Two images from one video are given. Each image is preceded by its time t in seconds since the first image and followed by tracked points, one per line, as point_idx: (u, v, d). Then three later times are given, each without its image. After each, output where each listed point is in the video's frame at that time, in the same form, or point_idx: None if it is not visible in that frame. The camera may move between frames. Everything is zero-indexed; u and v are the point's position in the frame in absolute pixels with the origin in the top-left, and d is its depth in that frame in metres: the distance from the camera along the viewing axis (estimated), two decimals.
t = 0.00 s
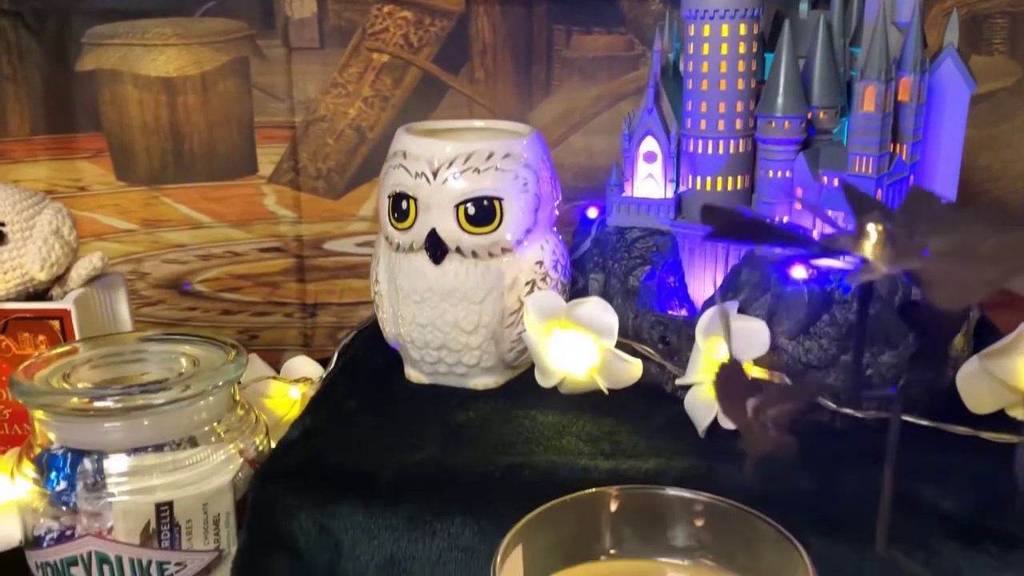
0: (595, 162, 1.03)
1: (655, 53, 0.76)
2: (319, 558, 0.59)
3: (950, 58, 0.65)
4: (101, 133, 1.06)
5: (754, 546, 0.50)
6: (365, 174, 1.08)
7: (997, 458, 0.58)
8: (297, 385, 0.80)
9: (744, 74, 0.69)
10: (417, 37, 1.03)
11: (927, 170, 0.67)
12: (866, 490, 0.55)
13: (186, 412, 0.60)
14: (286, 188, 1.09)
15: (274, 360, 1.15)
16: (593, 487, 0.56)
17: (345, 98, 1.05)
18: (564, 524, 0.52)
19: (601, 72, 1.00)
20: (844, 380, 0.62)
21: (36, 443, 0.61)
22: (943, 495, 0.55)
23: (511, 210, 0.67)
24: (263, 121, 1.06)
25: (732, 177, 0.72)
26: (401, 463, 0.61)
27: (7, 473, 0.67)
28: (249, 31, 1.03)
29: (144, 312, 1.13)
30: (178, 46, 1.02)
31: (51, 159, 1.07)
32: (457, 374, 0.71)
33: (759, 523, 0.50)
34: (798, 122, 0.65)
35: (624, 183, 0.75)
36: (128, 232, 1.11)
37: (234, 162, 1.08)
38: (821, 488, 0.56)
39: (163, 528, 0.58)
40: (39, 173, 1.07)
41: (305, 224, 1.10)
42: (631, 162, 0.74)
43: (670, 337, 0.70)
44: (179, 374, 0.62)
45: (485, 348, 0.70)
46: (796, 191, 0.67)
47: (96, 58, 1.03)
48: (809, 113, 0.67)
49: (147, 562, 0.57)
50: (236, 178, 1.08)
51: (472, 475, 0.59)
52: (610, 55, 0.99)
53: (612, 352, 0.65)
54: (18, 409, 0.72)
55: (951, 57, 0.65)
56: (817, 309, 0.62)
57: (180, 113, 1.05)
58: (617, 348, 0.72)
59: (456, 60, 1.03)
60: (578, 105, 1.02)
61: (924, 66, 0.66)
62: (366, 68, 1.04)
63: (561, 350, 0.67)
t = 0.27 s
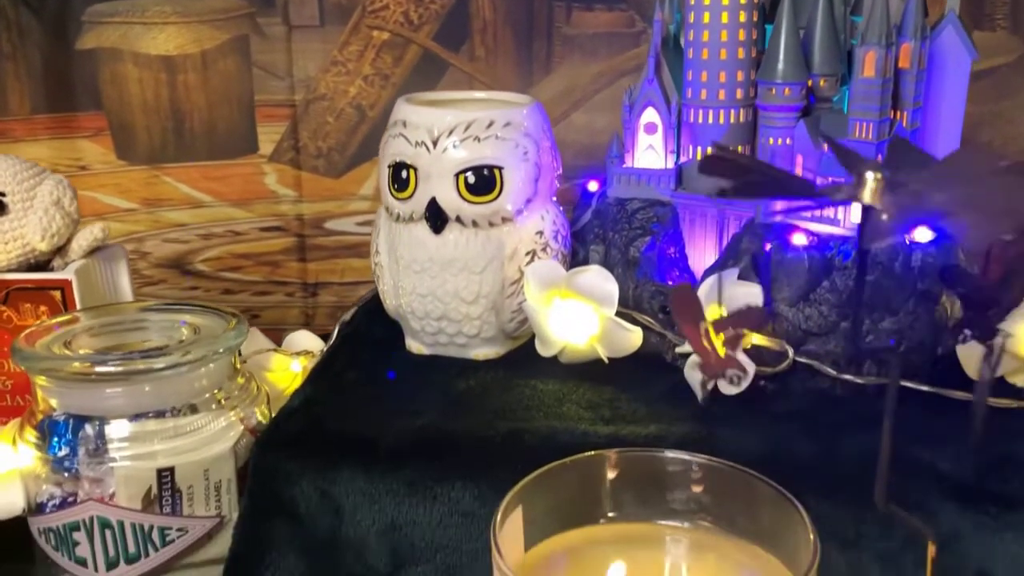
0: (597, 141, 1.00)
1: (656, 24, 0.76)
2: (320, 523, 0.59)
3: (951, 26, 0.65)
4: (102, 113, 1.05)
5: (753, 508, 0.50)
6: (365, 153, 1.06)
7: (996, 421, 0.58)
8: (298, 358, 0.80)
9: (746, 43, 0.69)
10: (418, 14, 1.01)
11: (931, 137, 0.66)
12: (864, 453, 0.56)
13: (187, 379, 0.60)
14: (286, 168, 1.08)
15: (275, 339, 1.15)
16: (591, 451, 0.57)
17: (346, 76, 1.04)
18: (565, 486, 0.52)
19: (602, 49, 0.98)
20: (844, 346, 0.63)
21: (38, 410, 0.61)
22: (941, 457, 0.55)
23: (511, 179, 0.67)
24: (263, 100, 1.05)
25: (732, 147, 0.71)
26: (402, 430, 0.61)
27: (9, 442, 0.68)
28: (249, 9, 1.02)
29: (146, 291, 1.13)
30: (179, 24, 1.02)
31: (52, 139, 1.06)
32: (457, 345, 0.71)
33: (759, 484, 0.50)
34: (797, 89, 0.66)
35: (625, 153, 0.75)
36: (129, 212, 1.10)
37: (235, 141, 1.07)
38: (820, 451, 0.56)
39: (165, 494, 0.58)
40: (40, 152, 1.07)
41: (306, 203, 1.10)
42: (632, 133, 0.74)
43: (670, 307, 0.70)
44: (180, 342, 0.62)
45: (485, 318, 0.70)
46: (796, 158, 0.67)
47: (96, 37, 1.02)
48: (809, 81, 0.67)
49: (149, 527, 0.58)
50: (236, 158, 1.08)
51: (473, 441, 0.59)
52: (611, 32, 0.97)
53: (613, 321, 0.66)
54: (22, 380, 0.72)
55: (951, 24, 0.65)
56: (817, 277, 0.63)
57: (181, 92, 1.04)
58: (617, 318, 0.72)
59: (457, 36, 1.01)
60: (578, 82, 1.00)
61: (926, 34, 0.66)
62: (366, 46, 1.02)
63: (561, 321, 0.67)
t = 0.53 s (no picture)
0: (596, 126, 0.99)
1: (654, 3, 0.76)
2: (320, 499, 0.59)
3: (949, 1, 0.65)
4: (102, 98, 1.04)
5: (752, 480, 0.50)
6: (366, 138, 1.06)
7: (993, 395, 0.58)
8: (299, 339, 0.80)
9: (745, 20, 0.69)
10: None
11: (929, 111, 0.67)
12: (862, 426, 0.56)
13: (186, 355, 0.60)
14: (287, 152, 1.08)
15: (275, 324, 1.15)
16: (589, 424, 0.57)
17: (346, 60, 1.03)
18: (562, 461, 0.52)
19: (602, 32, 0.97)
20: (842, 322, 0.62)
21: (38, 386, 0.61)
22: (940, 430, 0.55)
23: (511, 157, 0.67)
24: (263, 84, 1.05)
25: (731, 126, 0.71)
26: (400, 406, 0.61)
27: (8, 419, 0.68)
28: None
29: (147, 276, 1.13)
30: (178, 8, 1.01)
31: (52, 124, 1.05)
32: (457, 323, 0.71)
33: (756, 456, 0.50)
34: (796, 64, 0.66)
35: (626, 133, 0.75)
36: (130, 196, 1.09)
37: (235, 126, 1.07)
38: (818, 425, 0.56)
39: (165, 469, 0.58)
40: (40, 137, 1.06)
41: (306, 187, 1.09)
42: (631, 112, 0.74)
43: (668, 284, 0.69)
44: (180, 319, 0.62)
45: (485, 296, 0.70)
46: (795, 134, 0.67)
47: (96, 21, 1.01)
48: (808, 57, 0.67)
49: (150, 502, 0.58)
50: (236, 142, 1.07)
51: (472, 416, 0.59)
52: (611, 16, 0.96)
53: (612, 298, 0.65)
54: (23, 359, 0.72)
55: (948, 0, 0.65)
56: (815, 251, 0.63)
57: (181, 78, 1.03)
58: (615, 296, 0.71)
59: (457, 19, 1.00)
60: (578, 66, 0.98)
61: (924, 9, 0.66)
62: (366, 30, 1.02)
63: (561, 298, 0.67)
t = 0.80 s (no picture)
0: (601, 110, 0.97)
1: None
2: (321, 477, 0.59)
3: None
4: (104, 82, 1.04)
5: (755, 456, 0.50)
6: (367, 123, 1.05)
7: (997, 371, 0.58)
8: (302, 321, 0.80)
9: None
10: None
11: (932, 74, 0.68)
12: (865, 402, 0.55)
13: (189, 332, 0.60)
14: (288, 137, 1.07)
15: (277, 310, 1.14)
16: (591, 399, 0.57)
17: (347, 44, 1.02)
18: (566, 438, 0.52)
19: (605, 14, 0.94)
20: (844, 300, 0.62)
21: (40, 364, 0.61)
22: (942, 405, 0.55)
23: (512, 135, 0.67)
24: (264, 69, 1.04)
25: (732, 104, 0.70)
26: (402, 381, 0.60)
27: (11, 398, 0.68)
28: None
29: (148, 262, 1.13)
30: None
31: (53, 110, 1.04)
32: (459, 303, 0.71)
33: (758, 429, 0.50)
34: (799, 41, 0.67)
35: (628, 112, 0.75)
36: (131, 182, 1.09)
37: (236, 111, 1.06)
38: (820, 400, 0.56)
39: (167, 446, 0.58)
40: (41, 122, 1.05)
41: (309, 172, 1.08)
42: (634, 91, 0.74)
43: (672, 264, 0.68)
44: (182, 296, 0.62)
45: (487, 275, 0.70)
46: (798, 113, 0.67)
47: (97, 5, 1.01)
48: (811, 35, 0.67)
49: (153, 479, 0.58)
50: (240, 127, 1.06)
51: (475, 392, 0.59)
52: None
53: (614, 276, 0.65)
54: (25, 340, 0.73)
55: None
56: (818, 229, 0.63)
57: (182, 62, 1.03)
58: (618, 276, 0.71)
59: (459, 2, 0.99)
60: (581, 49, 0.97)
61: None
62: (367, 13, 1.01)
63: (564, 276, 0.67)
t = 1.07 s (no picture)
0: (602, 89, 0.96)
1: None
2: (323, 444, 0.59)
3: None
4: (105, 59, 1.01)
5: (757, 421, 0.49)
6: (367, 101, 1.05)
7: (1001, 338, 0.58)
8: (303, 295, 0.80)
9: None
10: None
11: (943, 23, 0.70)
12: (868, 367, 0.55)
13: (190, 299, 0.60)
14: (289, 114, 1.06)
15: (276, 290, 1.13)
16: (593, 364, 0.57)
17: (349, 22, 1.02)
18: (567, 405, 0.52)
19: None
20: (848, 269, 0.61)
21: (40, 331, 0.61)
22: (948, 370, 0.54)
23: (515, 104, 0.66)
24: (264, 46, 1.03)
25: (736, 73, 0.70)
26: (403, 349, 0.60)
27: (10, 367, 0.68)
28: None
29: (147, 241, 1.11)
30: None
31: (53, 88, 1.02)
32: (461, 275, 0.71)
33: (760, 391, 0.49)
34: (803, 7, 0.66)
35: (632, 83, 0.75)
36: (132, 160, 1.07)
37: (236, 89, 1.05)
38: (824, 365, 0.55)
39: (168, 413, 0.58)
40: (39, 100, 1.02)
41: (309, 150, 1.08)
42: (637, 63, 0.74)
43: (674, 234, 0.68)
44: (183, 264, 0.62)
45: (489, 246, 0.69)
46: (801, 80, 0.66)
47: None
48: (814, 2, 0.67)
49: (154, 446, 0.58)
50: (239, 105, 1.06)
51: (477, 359, 0.59)
52: None
53: (617, 246, 0.65)
54: (25, 310, 0.72)
55: None
56: (821, 196, 0.62)
57: (183, 39, 1.02)
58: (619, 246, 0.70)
59: None
60: (583, 27, 0.95)
61: None
62: None
63: (566, 245, 0.66)
